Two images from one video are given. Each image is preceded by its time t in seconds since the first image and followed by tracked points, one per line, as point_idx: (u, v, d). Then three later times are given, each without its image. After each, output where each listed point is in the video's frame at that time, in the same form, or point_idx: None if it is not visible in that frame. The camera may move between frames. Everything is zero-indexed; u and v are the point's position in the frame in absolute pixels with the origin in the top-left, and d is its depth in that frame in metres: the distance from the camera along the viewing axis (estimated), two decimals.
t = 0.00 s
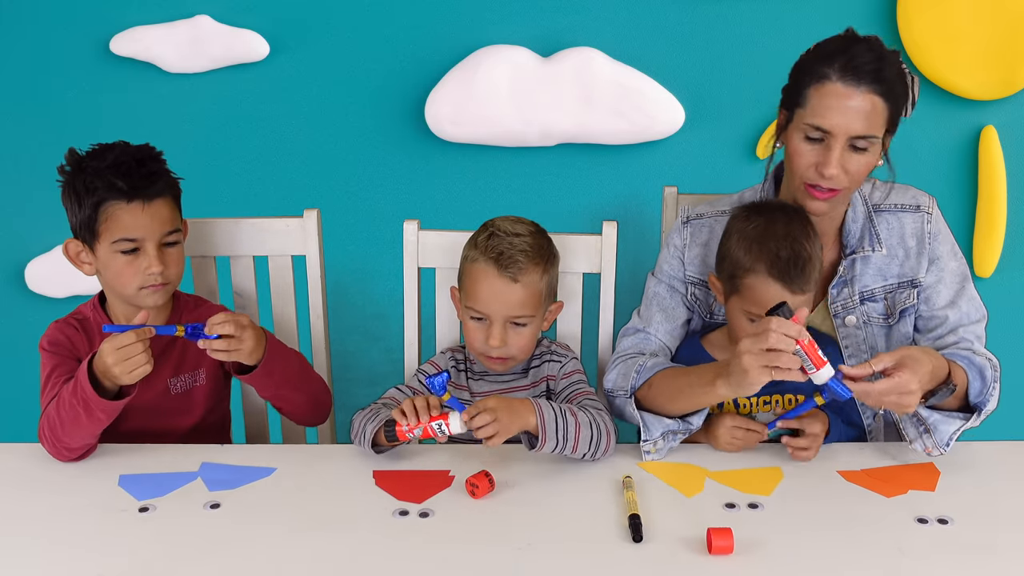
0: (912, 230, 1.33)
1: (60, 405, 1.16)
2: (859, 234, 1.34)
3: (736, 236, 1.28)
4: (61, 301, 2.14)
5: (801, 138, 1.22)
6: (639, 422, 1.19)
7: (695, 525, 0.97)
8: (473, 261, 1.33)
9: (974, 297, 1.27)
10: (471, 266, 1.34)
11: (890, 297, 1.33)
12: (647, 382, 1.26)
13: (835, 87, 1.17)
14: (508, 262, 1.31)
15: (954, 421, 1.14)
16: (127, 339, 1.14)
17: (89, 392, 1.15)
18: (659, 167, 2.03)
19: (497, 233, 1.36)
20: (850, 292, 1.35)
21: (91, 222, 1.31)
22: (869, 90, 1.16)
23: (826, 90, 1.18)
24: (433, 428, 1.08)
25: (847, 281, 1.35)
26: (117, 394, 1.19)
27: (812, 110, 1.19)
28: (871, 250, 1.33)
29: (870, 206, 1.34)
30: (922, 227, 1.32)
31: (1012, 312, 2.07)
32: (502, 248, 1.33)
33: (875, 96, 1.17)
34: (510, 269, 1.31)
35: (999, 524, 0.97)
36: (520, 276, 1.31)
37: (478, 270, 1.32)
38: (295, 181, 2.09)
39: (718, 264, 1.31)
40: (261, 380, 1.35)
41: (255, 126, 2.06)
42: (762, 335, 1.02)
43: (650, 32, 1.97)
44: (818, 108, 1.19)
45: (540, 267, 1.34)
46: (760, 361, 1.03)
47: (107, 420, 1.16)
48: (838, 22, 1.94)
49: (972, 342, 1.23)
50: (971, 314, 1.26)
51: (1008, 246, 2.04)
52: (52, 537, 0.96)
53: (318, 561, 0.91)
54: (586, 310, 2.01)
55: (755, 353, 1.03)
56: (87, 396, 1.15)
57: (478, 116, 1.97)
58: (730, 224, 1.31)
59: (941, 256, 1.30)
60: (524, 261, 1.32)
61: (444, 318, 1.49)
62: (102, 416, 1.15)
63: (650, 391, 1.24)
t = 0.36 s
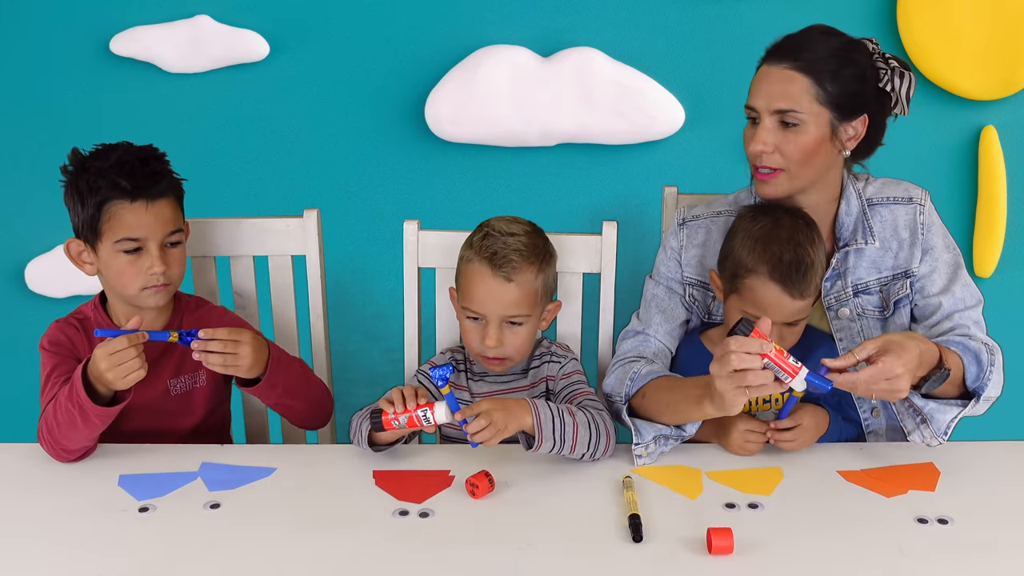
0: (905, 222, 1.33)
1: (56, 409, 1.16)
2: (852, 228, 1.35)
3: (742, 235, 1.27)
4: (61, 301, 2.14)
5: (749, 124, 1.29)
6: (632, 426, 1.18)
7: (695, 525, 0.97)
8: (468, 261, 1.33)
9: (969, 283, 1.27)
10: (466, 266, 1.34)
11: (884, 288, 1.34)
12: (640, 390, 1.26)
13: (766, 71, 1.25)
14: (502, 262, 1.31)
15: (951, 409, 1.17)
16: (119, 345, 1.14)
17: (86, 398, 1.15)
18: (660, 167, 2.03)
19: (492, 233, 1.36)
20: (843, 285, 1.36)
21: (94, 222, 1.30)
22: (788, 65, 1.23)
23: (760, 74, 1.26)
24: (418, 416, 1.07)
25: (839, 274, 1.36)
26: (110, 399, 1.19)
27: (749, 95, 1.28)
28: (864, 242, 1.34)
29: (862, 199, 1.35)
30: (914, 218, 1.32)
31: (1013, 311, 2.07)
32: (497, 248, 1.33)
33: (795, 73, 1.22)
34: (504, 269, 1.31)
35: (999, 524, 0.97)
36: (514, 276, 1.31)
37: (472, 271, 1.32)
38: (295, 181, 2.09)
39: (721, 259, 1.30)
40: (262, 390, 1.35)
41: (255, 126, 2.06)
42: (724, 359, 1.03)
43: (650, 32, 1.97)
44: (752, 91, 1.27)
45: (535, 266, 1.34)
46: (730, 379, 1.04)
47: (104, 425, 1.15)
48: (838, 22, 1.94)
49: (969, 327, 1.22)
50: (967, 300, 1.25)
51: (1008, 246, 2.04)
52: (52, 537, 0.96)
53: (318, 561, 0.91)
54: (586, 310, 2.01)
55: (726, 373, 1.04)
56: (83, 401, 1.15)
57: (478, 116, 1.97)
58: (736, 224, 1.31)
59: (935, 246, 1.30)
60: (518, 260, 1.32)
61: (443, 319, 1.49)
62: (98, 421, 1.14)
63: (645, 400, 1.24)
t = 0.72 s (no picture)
0: (906, 222, 1.33)
1: (60, 407, 1.16)
2: (851, 226, 1.35)
3: (770, 238, 1.24)
4: (61, 301, 2.14)
5: (743, 131, 1.29)
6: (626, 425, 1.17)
7: (695, 525, 0.97)
8: (463, 261, 1.34)
9: (970, 282, 1.27)
10: (461, 265, 1.34)
11: (884, 286, 1.34)
12: (639, 388, 1.25)
13: (754, 78, 1.25)
14: (494, 262, 1.31)
15: (957, 409, 1.17)
16: (137, 338, 1.14)
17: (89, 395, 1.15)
18: (659, 167, 2.03)
19: (485, 233, 1.36)
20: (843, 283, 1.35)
21: (90, 221, 1.31)
22: (774, 73, 1.23)
23: (748, 80, 1.26)
24: (406, 404, 1.07)
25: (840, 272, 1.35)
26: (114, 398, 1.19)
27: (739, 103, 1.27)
28: (864, 240, 1.34)
29: (863, 198, 1.35)
30: (915, 217, 1.32)
31: (1012, 312, 2.07)
32: (491, 249, 1.33)
33: (786, 82, 1.22)
34: (497, 269, 1.31)
35: (999, 525, 0.97)
36: (507, 276, 1.31)
37: (467, 271, 1.33)
38: (294, 181, 2.08)
39: (741, 259, 1.27)
40: (255, 381, 1.35)
41: (255, 126, 2.06)
42: (714, 357, 1.02)
43: (650, 32, 1.97)
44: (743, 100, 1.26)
45: (528, 265, 1.33)
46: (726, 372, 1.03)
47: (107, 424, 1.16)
48: (838, 23, 1.94)
49: (970, 326, 1.22)
50: (967, 298, 1.25)
51: (1008, 246, 2.04)
52: (53, 536, 0.96)
53: (318, 561, 0.91)
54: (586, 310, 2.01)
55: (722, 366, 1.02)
56: (87, 399, 1.15)
57: (478, 116, 1.97)
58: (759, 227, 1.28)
59: (936, 245, 1.30)
60: (511, 260, 1.32)
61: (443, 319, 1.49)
62: (101, 419, 1.15)
63: (644, 398, 1.22)
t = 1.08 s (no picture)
0: (913, 236, 1.32)
1: (63, 409, 1.16)
2: (859, 239, 1.34)
3: (734, 237, 1.28)
4: (61, 301, 2.14)
5: (811, 159, 1.17)
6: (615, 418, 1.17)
7: (695, 525, 0.97)
8: (469, 261, 1.33)
9: (979, 302, 1.26)
10: (464, 265, 1.35)
11: (890, 300, 1.33)
12: (628, 383, 1.25)
13: (843, 109, 1.13)
14: (504, 262, 1.31)
15: (982, 433, 1.09)
16: (137, 342, 1.15)
17: (95, 397, 1.15)
18: (660, 167, 2.03)
19: (493, 234, 1.36)
20: (847, 297, 1.35)
21: (91, 218, 1.31)
22: (875, 108, 1.12)
23: (833, 111, 1.14)
24: (428, 412, 1.07)
25: (845, 285, 1.35)
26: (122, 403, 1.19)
27: (822, 134, 1.15)
28: (871, 255, 1.33)
29: (871, 210, 1.34)
30: (923, 232, 1.32)
31: (1012, 312, 2.07)
32: (499, 249, 1.33)
33: (884, 116, 1.12)
34: (507, 269, 1.31)
35: (1000, 524, 0.97)
36: (517, 276, 1.31)
37: (474, 271, 1.32)
38: (294, 181, 2.08)
39: (720, 270, 1.31)
40: (262, 372, 1.35)
41: (255, 126, 2.06)
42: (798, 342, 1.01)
43: (650, 32, 1.97)
44: (828, 130, 1.14)
45: (537, 265, 1.34)
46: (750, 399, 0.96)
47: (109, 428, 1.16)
48: (838, 22, 1.94)
49: (979, 348, 1.22)
50: (976, 319, 1.24)
51: (1008, 246, 2.04)
52: (53, 536, 0.96)
53: (318, 561, 0.91)
54: (586, 310, 2.01)
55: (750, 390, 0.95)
56: (92, 403, 1.15)
57: (478, 116, 1.97)
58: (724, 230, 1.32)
59: (944, 261, 1.29)
60: (521, 261, 1.32)
61: (443, 319, 1.49)
62: (105, 424, 1.14)
63: (634, 392, 1.22)
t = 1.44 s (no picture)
0: (923, 239, 1.33)
1: (73, 410, 1.14)
2: (874, 245, 1.32)
3: (766, 249, 1.26)
4: (61, 301, 2.14)
5: (854, 197, 1.16)
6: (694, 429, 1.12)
7: (695, 525, 0.97)
8: (479, 261, 1.33)
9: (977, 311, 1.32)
10: (477, 264, 1.33)
11: (902, 305, 1.33)
12: (714, 387, 1.17)
13: (898, 154, 1.09)
14: (515, 263, 1.31)
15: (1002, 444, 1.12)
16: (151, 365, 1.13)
17: (110, 403, 1.13)
18: (659, 167, 2.03)
19: (504, 234, 1.36)
20: (864, 302, 1.34)
21: (90, 223, 1.32)
22: (928, 154, 1.10)
23: (891, 156, 1.10)
24: (439, 415, 1.09)
25: (861, 292, 1.34)
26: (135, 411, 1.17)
27: (872, 175, 1.12)
28: (887, 260, 1.32)
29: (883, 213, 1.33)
30: (932, 236, 1.33)
31: (1012, 311, 2.07)
32: (508, 250, 1.32)
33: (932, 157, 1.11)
34: (518, 270, 1.31)
35: (1000, 525, 0.97)
36: (528, 278, 1.31)
37: (483, 270, 1.32)
38: (295, 181, 2.08)
39: (745, 277, 1.28)
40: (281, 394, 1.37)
41: (255, 126, 2.06)
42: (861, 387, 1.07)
43: (650, 32, 1.97)
44: (876, 172, 1.11)
45: (546, 268, 1.34)
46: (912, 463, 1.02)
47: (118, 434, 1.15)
48: (838, 21, 1.94)
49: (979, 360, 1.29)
50: (974, 330, 1.31)
51: (1007, 246, 2.04)
52: (53, 536, 0.96)
53: (317, 561, 0.91)
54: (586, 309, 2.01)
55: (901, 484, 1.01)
56: (105, 409, 1.12)
57: (478, 116, 1.97)
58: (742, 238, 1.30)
59: (953, 267, 1.32)
60: (531, 262, 1.32)
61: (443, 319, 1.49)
62: (115, 429, 1.13)
63: (723, 399, 1.15)
